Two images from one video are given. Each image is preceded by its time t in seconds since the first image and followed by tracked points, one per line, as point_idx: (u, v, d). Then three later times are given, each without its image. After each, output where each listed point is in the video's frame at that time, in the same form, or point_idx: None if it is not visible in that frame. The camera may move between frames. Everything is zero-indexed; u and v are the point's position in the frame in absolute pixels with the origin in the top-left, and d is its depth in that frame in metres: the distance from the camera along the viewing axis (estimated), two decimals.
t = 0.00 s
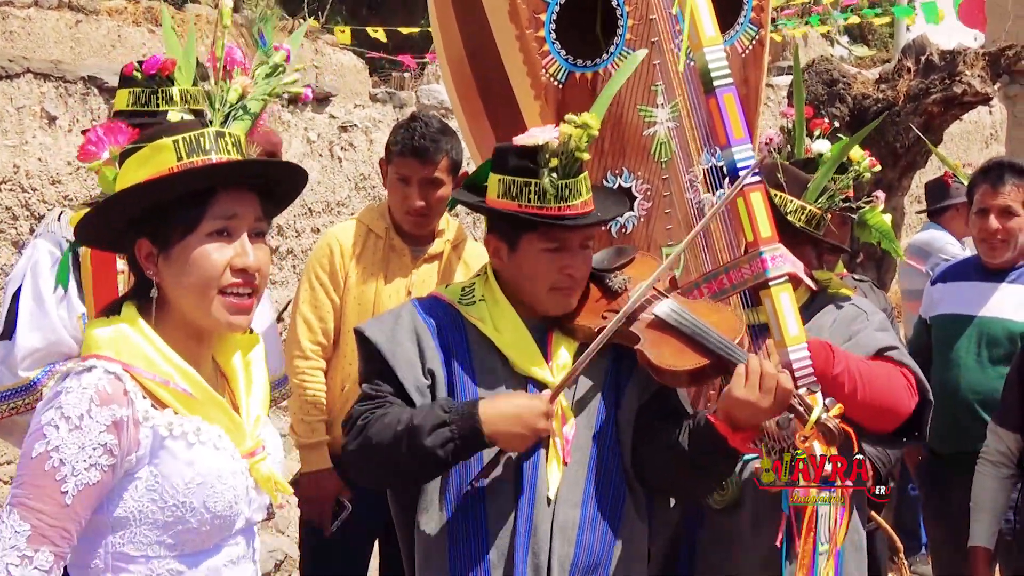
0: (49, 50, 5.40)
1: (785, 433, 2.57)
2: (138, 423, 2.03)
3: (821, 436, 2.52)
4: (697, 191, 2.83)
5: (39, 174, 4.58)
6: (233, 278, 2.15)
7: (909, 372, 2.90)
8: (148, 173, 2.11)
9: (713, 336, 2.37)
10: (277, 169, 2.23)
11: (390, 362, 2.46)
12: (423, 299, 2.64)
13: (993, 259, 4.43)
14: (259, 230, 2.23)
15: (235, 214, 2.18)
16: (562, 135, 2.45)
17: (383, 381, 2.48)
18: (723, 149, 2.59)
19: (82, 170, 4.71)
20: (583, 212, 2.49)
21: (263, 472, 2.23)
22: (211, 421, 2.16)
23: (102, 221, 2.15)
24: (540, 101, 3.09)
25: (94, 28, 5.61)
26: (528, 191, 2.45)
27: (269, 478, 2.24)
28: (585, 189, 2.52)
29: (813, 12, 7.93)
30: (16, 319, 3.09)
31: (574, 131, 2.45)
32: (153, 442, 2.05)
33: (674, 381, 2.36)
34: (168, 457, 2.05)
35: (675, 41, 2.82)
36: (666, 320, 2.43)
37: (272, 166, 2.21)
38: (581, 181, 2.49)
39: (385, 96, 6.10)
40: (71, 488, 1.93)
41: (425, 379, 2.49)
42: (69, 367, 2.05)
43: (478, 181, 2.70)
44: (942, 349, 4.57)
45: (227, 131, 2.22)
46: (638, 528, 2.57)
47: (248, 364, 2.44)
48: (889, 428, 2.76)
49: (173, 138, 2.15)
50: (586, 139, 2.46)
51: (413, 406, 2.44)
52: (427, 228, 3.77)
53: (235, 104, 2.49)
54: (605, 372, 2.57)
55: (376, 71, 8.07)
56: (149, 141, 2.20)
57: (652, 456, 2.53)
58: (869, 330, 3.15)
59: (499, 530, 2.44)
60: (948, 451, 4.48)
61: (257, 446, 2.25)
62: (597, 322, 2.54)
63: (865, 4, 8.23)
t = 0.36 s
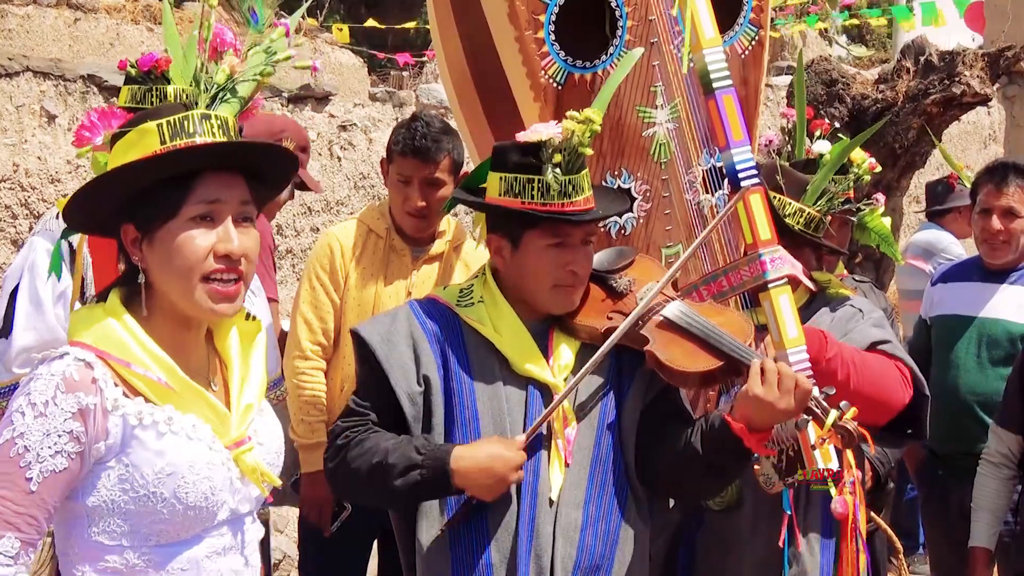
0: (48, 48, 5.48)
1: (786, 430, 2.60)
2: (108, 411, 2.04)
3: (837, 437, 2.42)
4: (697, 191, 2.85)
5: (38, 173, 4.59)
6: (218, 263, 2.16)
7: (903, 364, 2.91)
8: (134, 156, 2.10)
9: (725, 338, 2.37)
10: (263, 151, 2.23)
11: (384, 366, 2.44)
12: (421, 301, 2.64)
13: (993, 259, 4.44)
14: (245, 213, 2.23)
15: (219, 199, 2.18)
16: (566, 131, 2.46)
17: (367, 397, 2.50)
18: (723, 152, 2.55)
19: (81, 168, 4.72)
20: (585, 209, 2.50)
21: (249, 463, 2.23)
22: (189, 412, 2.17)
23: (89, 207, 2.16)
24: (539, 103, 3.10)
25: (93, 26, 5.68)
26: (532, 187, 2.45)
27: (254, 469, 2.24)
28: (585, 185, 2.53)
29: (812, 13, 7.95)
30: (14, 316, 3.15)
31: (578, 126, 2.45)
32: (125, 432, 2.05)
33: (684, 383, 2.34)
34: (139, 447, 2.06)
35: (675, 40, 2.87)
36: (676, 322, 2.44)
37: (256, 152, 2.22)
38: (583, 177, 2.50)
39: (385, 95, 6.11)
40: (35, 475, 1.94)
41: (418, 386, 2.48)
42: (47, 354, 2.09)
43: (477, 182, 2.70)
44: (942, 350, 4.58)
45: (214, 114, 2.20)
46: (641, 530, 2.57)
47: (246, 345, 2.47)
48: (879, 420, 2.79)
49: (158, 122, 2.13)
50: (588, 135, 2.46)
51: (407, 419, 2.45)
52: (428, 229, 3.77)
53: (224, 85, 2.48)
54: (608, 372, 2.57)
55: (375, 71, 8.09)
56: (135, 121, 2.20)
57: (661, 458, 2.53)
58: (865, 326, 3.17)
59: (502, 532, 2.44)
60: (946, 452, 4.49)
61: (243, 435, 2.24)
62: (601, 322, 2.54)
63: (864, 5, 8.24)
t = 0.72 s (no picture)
0: (47, 50, 5.52)
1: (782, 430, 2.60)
2: (89, 426, 2.03)
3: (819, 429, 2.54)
4: (695, 193, 2.83)
5: (38, 176, 4.60)
6: (207, 283, 2.15)
7: (908, 363, 2.91)
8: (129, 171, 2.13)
9: (707, 331, 2.38)
10: (258, 169, 2.23)
11: (399, 365, 2.47)
12: (422, 301, 2.64)
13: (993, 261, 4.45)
14: (237, 231, 2.22)
15: (208, 215, 2.17)
16: (545, 136, 2.46)
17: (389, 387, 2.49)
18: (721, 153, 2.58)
19: (80, 170, 4.73)
20: (572, 212, 2.49)
21: (237, 476, 2.17)
22: (174, 425, 2.13)
23: (84, 220, 2.17)
24: (537, 103, 3.10)
25: (92, 27, 5.74)
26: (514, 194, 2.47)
27: (243, 482, 2.18)
28: (574, 187, 2.52)
29: (811, 14, 7.97)
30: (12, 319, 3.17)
31: (558, 132, 2.44)
32: (107, 446, 2.04)
33: (670, 379, 2.37)
34: (121, 461, 2.04)
35: (670, 40, 2.84)
36: (662, 319, 2.43)
37: (252, 169, 2.22)
38: (568, 180, 2.50)
39: (385, 97, 6.12)
40: (18, 489, 1.95)
41: (435, 380, 2.50)
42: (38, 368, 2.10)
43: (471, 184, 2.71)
44: (942, 351, 4.58)
45: (209, 130, 2.23)
46: (637, 528, 2.57)
47: (247, 355, 2.41)
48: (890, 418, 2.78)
49: (153, 136, 2.17)
50: (569, 140, 2.45)
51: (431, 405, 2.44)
52: (428, 231, 3.78)
53: (222, 103, 2.45)
54: (601, 371, 2.58)
55: (374, 71, 8.10)
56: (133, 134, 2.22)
57: (656, 456, 2.54)
58: (866, 328, 3.16)
59: (501, 529, 2.45)
60: (946, 453, 4.49)
61: (233, 448, 2.19)
62: (593, 320, 2.55)
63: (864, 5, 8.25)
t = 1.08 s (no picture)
0: (46, 51, 5.43)
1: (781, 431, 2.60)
2: (114, 442, 2.05)
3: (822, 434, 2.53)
4: (696, 195, 2.85)
5: (39, 178, 4.60)
6: (235, 295, 2.17)
7: (909, 372, 2.90)
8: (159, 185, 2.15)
9: (712, 333, 2.37)
10: (286, 185, 2.25)
11: (401, 362, 2.47)
12: (425, 303, 2.64)
13: (994, 260, 4.45)
14: (264, 245, 2.24)
15: (237, 231, 2.19)
16: (552, 139, 2.46)
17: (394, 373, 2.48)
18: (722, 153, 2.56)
19: (82, 172, 4.73)
20: (576, 215, 2.50)
21: (260, 493, 2.19)
22: (198, 443, 2.15)
23: (110, 233, 2.19)
24: (537, 104, 3.10)
25: (91, 29, 5.65)
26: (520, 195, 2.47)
27: (266, 499, 2.19)
28: (577, 190, 2.54)
29: (810, 13, 7.96)
30: (10, 322, 3.16)
31: (564, 136, 2.44)
32: (132, 463, 2.06)
33: (673, 380, 2.36)
34: (145, 478, 2.06)
35: (672, 43, 2.84)
36: (665, 320, 2.43)
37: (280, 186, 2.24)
38: (572, 185, 2.51)
39: (384, 96, 6.11)
40: (47, 504, 1.99)
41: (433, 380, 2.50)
42: (66, 383, 2.12)
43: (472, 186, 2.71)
44: (944, 351, 4.59)
45: (237, 145, 2.25)
46: (642, 529, 2.58)
47: (271, 371, 2.41)
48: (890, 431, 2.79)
49: (183, 151, 2.18)
50: (575, 143, 2.45)
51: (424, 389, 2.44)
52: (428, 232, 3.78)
53: (250, 117, 2.49)
54: (605, 371, 2.59)
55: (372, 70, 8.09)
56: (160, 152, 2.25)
57: (660, 457, 2.54)
58: (870, 334, 3.13)
59: (503, 530, 2.45)
60: (948, 453, 4.50)
61: (256, 465, 2.21)
62: (595, 322, 2.55)
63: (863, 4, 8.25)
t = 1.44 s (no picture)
0: (49, 54, 5.43)
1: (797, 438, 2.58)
2: (145, 422, 2.08)
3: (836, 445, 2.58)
4: (699, 197, 2.87)
5: (42, 181, 4.62)
6: (252, 283, 2.20)
7: (905, 368, 2.92)
8: (179, 169, 2.18)
9: (728, 347, 2.40)
10: (303, 176, 2.28)
11: (400, 370, 2.47)
12: (427, 307, 2.65)
13: (996, 261, 4.45)
14: (281, 235, 2.27)
15: (257, 219, 2.22)
16: (572, 141, 2.47)
17: (388, 387, 2.50)
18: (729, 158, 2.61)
19: (86, 176, 4.77)
20: (590, 218, 2.52)
21: (282, 471, 2.23)
22: (225, 421, 2.19)
23: (124, 221, 2.22)
24: (543, 111, 3.12)
25: (94, 32, 5.66)
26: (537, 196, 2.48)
27: (288, 477, 2.24)
28: (591, 194, 2.55)
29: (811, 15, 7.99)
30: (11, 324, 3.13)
31: (584, 136, 2.45)
32: (162, 443, 2.09)
33: (684, 391, 2.39)
34: (176, 457, 2.09)
35: (678, 48, 2.82)
36: (677, 329, 2.45)
37: (296, 176, 2.27)
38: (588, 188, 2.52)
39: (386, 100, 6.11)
40: (79, 487, 2.00)
41: (435, 387, 2.50)
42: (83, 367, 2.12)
43: (476, 191, 2.75)
44: (947, 352, 4.60)
45: (255, 135, 2.29)
46: (649, 532, 2.58)
47: (277, 367, 2.42)
48: (889, 426, 2.81)
49: (201, 138, 2.22)
50: (594, 145, 2.47)
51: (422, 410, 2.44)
52: (432, 234, 3.78)
53: (267, 107, 2.71)
54: (614, 376, 2.59)
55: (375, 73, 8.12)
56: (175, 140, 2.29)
57: (666, 460, 2.54)
58: (865, 331, 3.15)
59: (511, 535, 2.46)
60: (950, 454, 4.51)
61: (275, 444, 2.25)
62: (606, 328, 2.56)
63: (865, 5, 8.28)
